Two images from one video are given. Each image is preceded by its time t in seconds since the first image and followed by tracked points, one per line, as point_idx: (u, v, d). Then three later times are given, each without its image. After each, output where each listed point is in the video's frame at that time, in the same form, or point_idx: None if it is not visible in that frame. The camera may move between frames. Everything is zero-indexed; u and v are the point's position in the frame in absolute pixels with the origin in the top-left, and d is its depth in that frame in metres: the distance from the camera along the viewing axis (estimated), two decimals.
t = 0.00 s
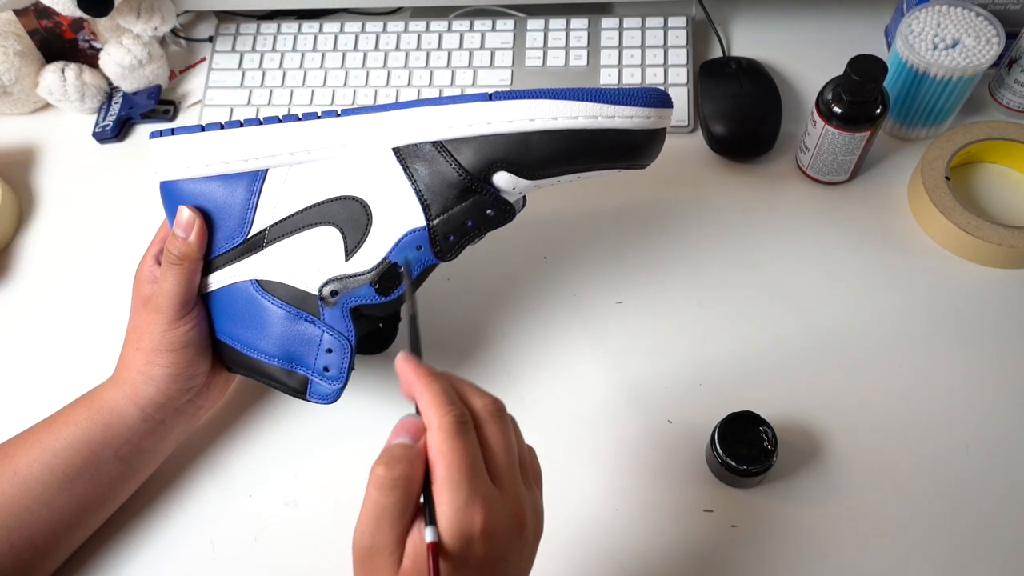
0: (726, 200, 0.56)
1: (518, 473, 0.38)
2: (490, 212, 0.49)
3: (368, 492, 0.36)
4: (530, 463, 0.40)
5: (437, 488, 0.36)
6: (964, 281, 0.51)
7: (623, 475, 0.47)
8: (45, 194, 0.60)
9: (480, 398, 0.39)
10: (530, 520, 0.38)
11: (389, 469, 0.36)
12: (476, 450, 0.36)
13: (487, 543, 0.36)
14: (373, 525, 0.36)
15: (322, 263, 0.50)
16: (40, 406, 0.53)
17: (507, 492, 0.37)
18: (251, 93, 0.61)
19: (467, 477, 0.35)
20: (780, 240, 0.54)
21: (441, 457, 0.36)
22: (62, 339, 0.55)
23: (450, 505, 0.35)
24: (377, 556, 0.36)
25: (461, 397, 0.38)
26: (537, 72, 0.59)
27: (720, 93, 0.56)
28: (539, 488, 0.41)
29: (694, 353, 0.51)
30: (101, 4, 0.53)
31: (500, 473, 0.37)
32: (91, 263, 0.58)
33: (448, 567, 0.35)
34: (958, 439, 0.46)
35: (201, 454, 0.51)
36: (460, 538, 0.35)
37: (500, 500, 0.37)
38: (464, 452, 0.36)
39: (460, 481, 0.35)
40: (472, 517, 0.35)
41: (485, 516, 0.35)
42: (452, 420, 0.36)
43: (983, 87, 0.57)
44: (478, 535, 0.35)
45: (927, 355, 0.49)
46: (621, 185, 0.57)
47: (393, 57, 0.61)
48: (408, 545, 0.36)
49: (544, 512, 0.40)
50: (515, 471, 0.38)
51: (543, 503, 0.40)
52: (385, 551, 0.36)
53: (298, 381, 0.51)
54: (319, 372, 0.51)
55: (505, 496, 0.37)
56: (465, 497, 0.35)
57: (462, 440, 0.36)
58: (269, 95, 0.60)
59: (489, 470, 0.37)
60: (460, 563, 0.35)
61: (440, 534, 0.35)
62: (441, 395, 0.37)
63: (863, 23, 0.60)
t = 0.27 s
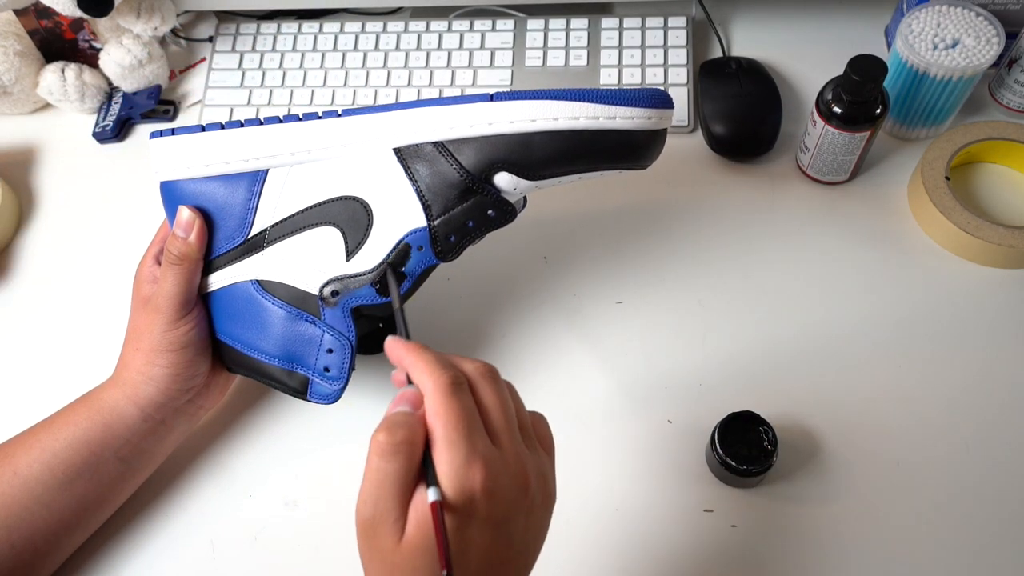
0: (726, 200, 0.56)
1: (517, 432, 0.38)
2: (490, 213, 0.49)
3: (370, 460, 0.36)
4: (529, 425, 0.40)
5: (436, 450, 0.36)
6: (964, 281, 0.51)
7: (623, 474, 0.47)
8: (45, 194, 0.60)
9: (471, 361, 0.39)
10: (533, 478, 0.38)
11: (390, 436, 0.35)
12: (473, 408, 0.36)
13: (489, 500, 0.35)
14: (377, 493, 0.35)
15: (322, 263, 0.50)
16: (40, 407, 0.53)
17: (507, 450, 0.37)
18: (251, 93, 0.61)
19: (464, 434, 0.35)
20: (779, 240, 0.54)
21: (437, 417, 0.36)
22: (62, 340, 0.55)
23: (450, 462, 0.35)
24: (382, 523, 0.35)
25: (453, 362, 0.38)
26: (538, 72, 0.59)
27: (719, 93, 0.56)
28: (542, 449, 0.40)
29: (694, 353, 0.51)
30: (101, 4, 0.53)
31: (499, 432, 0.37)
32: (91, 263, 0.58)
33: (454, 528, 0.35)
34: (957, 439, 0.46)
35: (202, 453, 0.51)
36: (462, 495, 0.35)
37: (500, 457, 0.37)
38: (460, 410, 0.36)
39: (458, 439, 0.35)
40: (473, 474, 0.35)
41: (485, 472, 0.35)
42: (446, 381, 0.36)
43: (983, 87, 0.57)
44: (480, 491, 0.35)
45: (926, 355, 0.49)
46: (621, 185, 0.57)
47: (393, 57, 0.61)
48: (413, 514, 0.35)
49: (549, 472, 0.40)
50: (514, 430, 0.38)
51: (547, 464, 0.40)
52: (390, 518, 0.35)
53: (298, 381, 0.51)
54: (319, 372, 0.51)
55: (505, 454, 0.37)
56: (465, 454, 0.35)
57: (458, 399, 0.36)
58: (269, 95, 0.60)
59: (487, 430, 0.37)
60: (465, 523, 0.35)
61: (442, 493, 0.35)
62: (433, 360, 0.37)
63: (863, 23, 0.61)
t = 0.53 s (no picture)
0: (726, 200, 0.56)
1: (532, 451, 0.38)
2: (489, 210, 0.49)
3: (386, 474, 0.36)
4: (545, 443, 0.40)
5: (453, 466, 0.36)
6: (964, 281, 0.51)
7: (623, 474, 0.47)
8: (45, 194, 0.60)
9: (489, 377, 0.39)
10: (548, 497, 0.38)
11: (409, 451, 0.35)
12: (489, 426, 0.37)
13: (502, 519, 0.35)
14: (392, 508, 0.35)
15: (322, 260, 0.50)
16: (40, 407, 0.53)
17: (521, 468, 0.37)
18: (251, 93, 0.61)
19: (479, 451, 0.35)
20: (779, 240, 0.54)
21: (453, 433, 0.36)
22: (62, 339, 0.55)
23: (464, 479, 0.35)
24: (397, 540, 0.35)
25: (471, 377, 0.38)
26: (538, 72, 0.59)
27: (719, 93, 0.56)
28: (558, 468, 0.40)
29: (694, 353, 0.51)
30: (101, 4, 0.53)
31: (514, 450, 0.37)
32: (91, 263, 0.58)
33: (467, 547, 0.35)
34: (957, 439, 0.46)
35: (202, 454, 0.51)
36: (475, 514, 0.35)
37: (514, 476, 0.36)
38: (476, 427, 0.36)
39: (472, 456, 0.35)
40: (487, 491, 0.35)
41: (499, 491, 0.35)
42: (462, 398, 0.36)
43: (983, 87, 0.57)
44: (495, 508, 0.35)
45: (926, 355, 0.49)
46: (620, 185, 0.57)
47: (393, 57, 0.61)
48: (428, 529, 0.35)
49: (564, 491, 0.40)
50: (529, 448, 0.38)
51: (562, 482, 0.40)
52: (405, 534, 0.35)
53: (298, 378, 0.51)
54: (318, 370, 0.51)
55: (520, 472, 0.37)
56: (479, 471, 0.35)
57: (473, 417, 0.36)
58: (269, 95, 0.60)
59: (502, 448, 0.37)
60: (479, 542, 0.35)
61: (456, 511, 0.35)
62: (450, 376, 0.38)
63: (863, 23, 0.60)
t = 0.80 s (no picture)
0: (726, 201, 0.56)
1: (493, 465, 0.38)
2: (490, 209, 0.49)
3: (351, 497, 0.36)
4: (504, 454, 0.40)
5: (417, 485, 0.36)
6: (964, 281, 0.51)
7: (623, 474, 0.47)
8: (45, 194, 0.60)
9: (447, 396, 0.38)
10: (510, 509, 0.38)
11: (372, 475, 0.35)
12: (450, 443, 0.37)
13: (469, 536, 0.36)
14: (359, 532, 0.35)
15: (323, 260, 0.50)
16: (40, 407, 0.53)
17: (485, 484, 0.37)
18: (251, 93, 0.61)
19: (443, 469, 0.36)
20: (779, 240, 0.54)
21: (415, 453, 0.36)
22: (62, 339, 0.55)
23: (430, 499, 0.35)
24: (364, 563, 0.35)
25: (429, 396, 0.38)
26: (538, 72, 0.59)
27: (719, 93, 0.56)
28: (519, 477, 0.41)
29: (694, 354, 0.51)
30: (101, 4, 0.53)
31: (477, 467, 0.37)
32: (91, 263, 0.58)
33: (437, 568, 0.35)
34: (958, 439, 0.46)
35: (202, 454, 0.51)
36: (443, 533, 0.35)
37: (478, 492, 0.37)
38: (439, 446, 0.36)
39: (437, 476, 0.35)
40: (453, 509, 0.35)
41: (464, 509, 0.36)
42: (422, 417, 0.36)
43: (983, 87, 0.57)
44: (461, 525, 0.35)
45: (926, 355, 0.49)
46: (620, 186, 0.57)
47: (393, 57, 0.61)
48: (395, 548, 0.35)
49: (526, 500, 0.40)
50: (491, 462, 0.38)
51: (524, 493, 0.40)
52: (372, 558, 0.35)
53: (298, 378, 0.51)
54: (319, 369, 0.51)
55: (484, 487, 0.37)
56: (444, 489, 0.35)
57: (436, 435, 0.36)
58: (269, 95, 0.60)
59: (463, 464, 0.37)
60: (446, 561, 0.35)
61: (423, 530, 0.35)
62: (409, 395, 0.37)
63: (863, 23, 0.61)
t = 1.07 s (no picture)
0: (726, 200, 0.56)
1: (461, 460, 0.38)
2: (490, 209, 0.49)
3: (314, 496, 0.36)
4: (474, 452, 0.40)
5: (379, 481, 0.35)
6: (964, 281, 0.51)
7: (623, 474, 0.47)
8: (45, 194, 0.60)
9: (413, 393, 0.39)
10: (479, 504, 0.38)
11: (333, 472, 0.35)
12: (414, 438, 0.36)
13: (433, 532, 0.35)
14: (322, 529, 0.35)
15: (323, 260, 0.50)
16: (40, 407, 0.53)
17: (449, 478, 0.37)
18: (251, 93, 0.61)
19: (404, 463, 0.35)
20: (779, 240, 0.54)
21: (377, 449, 0.36)
22: (62, 339, 0.55)
23: (391, 495, 0.35)
24: (330, 560, 0.35)
25: (394, 394, 0.38)
26: (538, 72, 0.59)
27: (719, 93, 0.56)
28: (493, 475, 0.40)
29: (694, 353, 0.51)
30: (101, 4, 0.53)
31: (442, 461, 0.37)
32: (91, 263, 0.58)
33: (401, 564, 0.34)
34: (958, 439, 0.46)
35: (201, 454, 0.51)
36: (406, 528, 0.34)
37: (442, 486, 0.36)
38: (401, 441, 0.36)
39: (397, 469, 0.35)
40: (415, 504, 0.35)
41: (427, 502, 0.35)
42: (385, 413, 0.36)
43: (984, 87, 0.57)
44: (423, 520, 0.35)
45: (926, 355, 0.49)
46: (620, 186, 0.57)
47: (393, 57, 0.61)
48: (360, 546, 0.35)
49: (499, 497, 0.40)
50: (458, 457, 0.38)
51: (497, 491, 0.40)
52: (337, 555, 0.35)
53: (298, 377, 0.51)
54: (319, 369, 0.51)
55: (449, 481, 0.37)
56: (406, 484, 0.35)
57: (397, 430, 0.36)
58: (269, 95, 0.60)
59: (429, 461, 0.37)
60: (410, 559, 0.34)
61: (386, 526, 0.34)
62: (372, 393, 0.37)
63: (863, 22, 0.60)
